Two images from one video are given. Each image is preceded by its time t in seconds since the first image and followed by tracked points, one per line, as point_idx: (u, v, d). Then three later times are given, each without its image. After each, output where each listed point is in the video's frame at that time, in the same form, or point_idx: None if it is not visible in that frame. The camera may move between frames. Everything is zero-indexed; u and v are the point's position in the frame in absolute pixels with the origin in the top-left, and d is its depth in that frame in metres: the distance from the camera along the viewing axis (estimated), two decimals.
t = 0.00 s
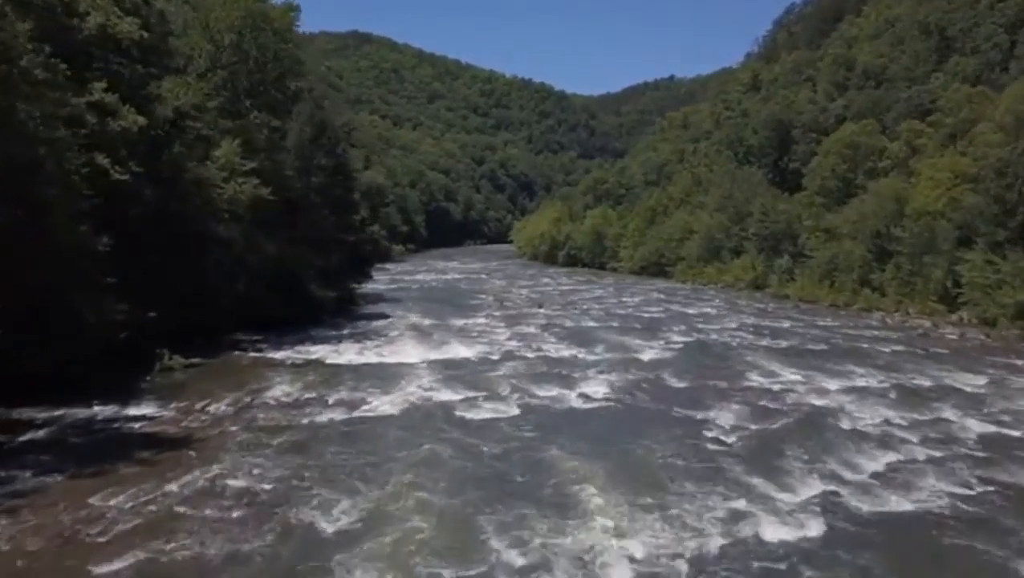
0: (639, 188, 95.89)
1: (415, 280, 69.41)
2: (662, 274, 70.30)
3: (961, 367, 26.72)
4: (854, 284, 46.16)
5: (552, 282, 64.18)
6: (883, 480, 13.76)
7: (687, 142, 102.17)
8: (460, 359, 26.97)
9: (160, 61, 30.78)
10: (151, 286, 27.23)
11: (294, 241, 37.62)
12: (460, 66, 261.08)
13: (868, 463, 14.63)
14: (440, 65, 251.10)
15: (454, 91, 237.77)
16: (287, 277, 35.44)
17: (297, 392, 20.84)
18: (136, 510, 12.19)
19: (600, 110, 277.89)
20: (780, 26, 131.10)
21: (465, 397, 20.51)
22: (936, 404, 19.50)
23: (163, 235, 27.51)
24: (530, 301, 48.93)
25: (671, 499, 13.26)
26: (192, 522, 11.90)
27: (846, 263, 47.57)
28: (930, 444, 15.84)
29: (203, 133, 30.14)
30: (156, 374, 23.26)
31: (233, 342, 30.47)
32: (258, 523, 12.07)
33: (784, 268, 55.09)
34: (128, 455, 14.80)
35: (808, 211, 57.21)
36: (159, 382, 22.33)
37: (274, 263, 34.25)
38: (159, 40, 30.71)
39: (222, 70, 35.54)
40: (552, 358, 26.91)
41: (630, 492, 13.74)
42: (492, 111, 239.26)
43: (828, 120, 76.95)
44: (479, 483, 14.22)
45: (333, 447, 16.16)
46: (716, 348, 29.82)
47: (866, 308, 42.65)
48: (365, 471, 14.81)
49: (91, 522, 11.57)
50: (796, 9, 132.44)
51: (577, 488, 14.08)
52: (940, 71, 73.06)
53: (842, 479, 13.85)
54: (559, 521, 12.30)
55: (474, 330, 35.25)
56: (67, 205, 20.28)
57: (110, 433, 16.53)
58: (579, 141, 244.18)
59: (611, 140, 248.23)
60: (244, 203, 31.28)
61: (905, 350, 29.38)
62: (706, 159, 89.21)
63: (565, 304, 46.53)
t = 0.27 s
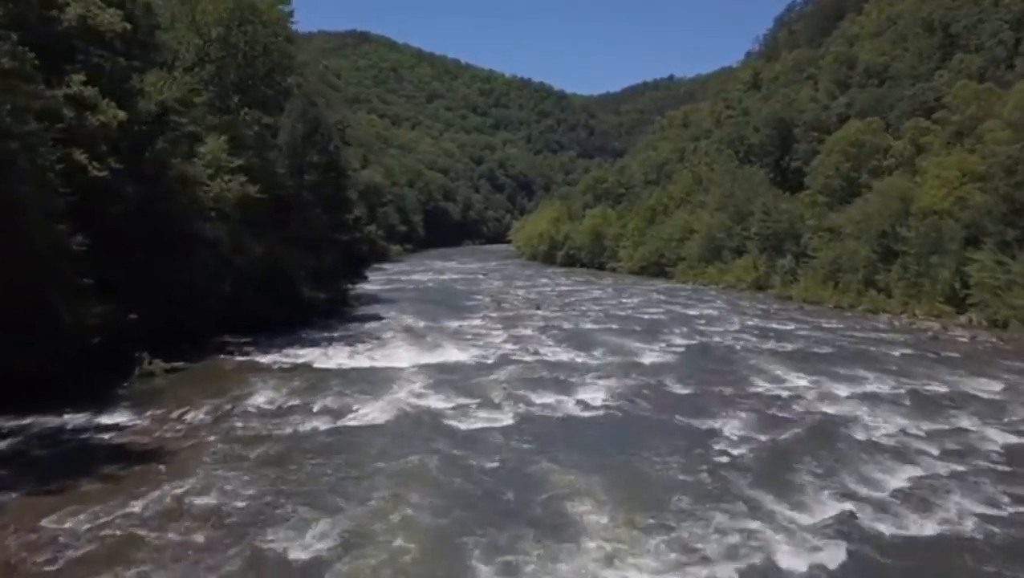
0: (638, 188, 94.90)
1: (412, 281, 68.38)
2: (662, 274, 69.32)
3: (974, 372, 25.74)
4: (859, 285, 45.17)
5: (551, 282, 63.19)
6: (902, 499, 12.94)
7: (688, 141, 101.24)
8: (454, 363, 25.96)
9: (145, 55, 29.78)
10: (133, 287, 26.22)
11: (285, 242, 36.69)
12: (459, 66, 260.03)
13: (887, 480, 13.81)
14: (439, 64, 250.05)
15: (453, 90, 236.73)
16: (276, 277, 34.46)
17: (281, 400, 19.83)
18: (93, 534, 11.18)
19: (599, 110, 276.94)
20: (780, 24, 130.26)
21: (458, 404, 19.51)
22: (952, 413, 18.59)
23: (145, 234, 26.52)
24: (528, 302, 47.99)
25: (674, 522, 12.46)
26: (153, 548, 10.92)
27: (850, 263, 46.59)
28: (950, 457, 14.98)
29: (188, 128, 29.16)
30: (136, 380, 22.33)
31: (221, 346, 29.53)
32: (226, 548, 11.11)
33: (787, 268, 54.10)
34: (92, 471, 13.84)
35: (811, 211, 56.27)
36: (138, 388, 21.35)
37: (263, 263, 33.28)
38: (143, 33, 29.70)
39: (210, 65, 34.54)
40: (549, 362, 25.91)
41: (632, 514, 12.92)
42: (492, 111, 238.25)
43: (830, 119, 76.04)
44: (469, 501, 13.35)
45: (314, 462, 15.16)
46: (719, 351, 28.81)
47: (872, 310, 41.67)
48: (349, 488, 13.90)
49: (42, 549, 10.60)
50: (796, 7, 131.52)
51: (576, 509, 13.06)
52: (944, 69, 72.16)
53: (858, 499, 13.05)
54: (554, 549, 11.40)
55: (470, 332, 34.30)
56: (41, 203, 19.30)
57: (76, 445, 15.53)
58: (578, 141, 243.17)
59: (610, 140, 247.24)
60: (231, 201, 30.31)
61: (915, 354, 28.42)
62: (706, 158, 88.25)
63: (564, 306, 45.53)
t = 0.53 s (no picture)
0: (638, 187, 93.91)
1: (409, 281, 67.38)
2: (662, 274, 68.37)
3: (988, 376, 24.76)
4: (864, 285, 44.20)
5: (549, 282, 62.21)
6: (925, 520, 12.02)
7: (688, 139, 100.26)
8: (447, 368, 24.95)
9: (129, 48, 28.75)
10: (114, 287, 25.31)
11: (275, 242, 35.72)
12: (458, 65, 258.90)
13: (907, 497, 12.90)
14: (438, 63, 248.96)
15: (452, 89, 235.69)
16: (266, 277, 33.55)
17: (263, 407, 18.84)
18: (43, 564, 10.19)
19: (599, 109, 275.98)
20: (780, 22, 129.32)
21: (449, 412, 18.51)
22: (971, 422, 17.63)
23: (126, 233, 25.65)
24: (526, 302, 47.02)
25: (676, 544, 11.55)
26: None
27: (855, 264, 45.62)
28: (974, 472, 14.04)
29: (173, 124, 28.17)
30: (114, 385, 21.34)
31: (208, 348, 28.58)
32: None
33: (789, 268, 53.12)
34: (53, 488, 12.84)
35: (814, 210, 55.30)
36: (115, 394, 20.35)
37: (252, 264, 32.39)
38: (127, 25, 28.67)
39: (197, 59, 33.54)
40: (546, 366, 24.91)
41: (631, 532, 11.99)
42: (491, 110, 237.25)
43: (832, 117, 75.09)
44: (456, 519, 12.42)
45: (294, 477, 14.17)
46: (723, 355, 27.81)
47: (878, 311, 40.71)
48: (328, 505, 12.94)
49: None
50: (797, 5, 130.54)
51: (574, 531, 12.06)
52: (947, 66, 71.22)
53: (875, 519, 12.14)
54: None
55: (466, 335, 33.34)
56: (12, 200, 18.25)
57: (40, 458, 14.52)
58: (577, 140, 242.24)
59: (610, 140, 246.26)
60: (217, 199, 29.33)
61: (926, 357, 27.46)
62: (706, 156, 87.28)
63: (562, 307, 44.54)
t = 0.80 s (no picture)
0: (638, 187, 92.67)
1: (404, 281, 66.19)
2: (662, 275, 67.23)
3: (1006, 383, 23.62)
4: (869, 286, 43.08)
5: (547, 283, 61.05)
6: (962, 555, 10.98)
7: (688, 138, 99.12)
8: (438, 374, 23.79)
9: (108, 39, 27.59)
10: (88, 287, 24.23)
11: (263, 241, 34.56)
12: (456, 65, 257.62)
13: (940, 528, 11.85)
14: (437, 63, 247.69)
15: (451, 89, 234.47)
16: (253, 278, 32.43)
17: (241, 418, 17.69)
18: None
19: (598, 109, 274.82)
20: (781, 20, 128.19)
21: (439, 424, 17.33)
22: (996, 436, 16.51)
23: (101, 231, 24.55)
24: (523, 304, 45.89)
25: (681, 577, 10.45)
26: None
27: (861, 264, 44.49)
28: (1006, 496, 12.97)
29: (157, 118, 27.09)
30: (85, 393, 20.18)
31: (191, 352, 27.45)
32: None
33: (792, 269, 51.99)
34: None
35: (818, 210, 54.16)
36: (85, 403, 19.18)
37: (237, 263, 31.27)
38: (106, 15, 27.49)
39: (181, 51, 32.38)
40: (542, 371, 23.73)
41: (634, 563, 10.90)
42: (489, 110, 236.07)
43: (835, 115, 73.96)
44: (441, 548, 11.32)
45: (267, 496, 13.03)
46: (727, 359, 26.62)
47: (885, 314, 39.60)
48: (304, 530, 11.83)
49: None
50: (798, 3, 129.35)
51: (570, 562, 10.93)
52: (952, 63, 70.10)
53: (906, 553, 11.07)
54: None
55: (460, 338, 32.21)
56: None
57: None
58: (576, 140, 241.09)
59: (609, 139, 245.10)
60: (200, 196, 28.23)
61: (939, 362, 26.32)
62: (707, 155, 86.14)
63: (560, 308, 43.37)
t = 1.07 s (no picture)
0: (638, 186, 91.68)
1: (401, 281, 65.21)
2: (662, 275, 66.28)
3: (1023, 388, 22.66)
4: (874, 287, 42.13)
5: (546, 283, 60.07)
6: None
7: (689, 137, 98.16)
8: (430, 379, 22.81)
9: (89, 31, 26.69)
10: (68, 287, 23.25)
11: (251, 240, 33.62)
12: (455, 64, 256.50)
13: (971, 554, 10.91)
14: (436, 62, 246.61)
15: (449, 88, 233.41)
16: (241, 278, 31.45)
17: (218, 428, 16.70)
18: None
19: (598, 109, 273.78)
20: (782, 18, 127.18)
21: (428, 435, 16.34)
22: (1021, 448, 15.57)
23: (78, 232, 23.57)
24: (521, 304, 44.92)
25: None
26: None
27: (866, 264, 43.53)
28: None
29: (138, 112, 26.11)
30: (58, 400, 19.20)
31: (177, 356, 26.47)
32: None
33: (795, 269, 51.05)
34: None
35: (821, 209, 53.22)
36: (57, 411, 18.25)
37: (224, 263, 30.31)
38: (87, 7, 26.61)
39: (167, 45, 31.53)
40: (539, 377, 22.75)
41: None
42: (489, 109, 235.05)
43: (837, 113, 73.01)
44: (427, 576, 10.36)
45: (237, 517, 12.05)
46: (731, 364, 25.65)
47: (891, 315, 38.63)
48: (278, 553, 10.88)
49: None
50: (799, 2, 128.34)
51: None
52: (957, 61, 69.15)
53: None
54: None
55: (456, 340, 31.24)
56: None
57: None
58: (576, 139, 240.05)
59: (609, 138, 244.09)
60: (184, 194, 27.26)
61: (952, 367, 25.36)
62: (708, 154, 85.19)
63: (558, 309, 42.37)
